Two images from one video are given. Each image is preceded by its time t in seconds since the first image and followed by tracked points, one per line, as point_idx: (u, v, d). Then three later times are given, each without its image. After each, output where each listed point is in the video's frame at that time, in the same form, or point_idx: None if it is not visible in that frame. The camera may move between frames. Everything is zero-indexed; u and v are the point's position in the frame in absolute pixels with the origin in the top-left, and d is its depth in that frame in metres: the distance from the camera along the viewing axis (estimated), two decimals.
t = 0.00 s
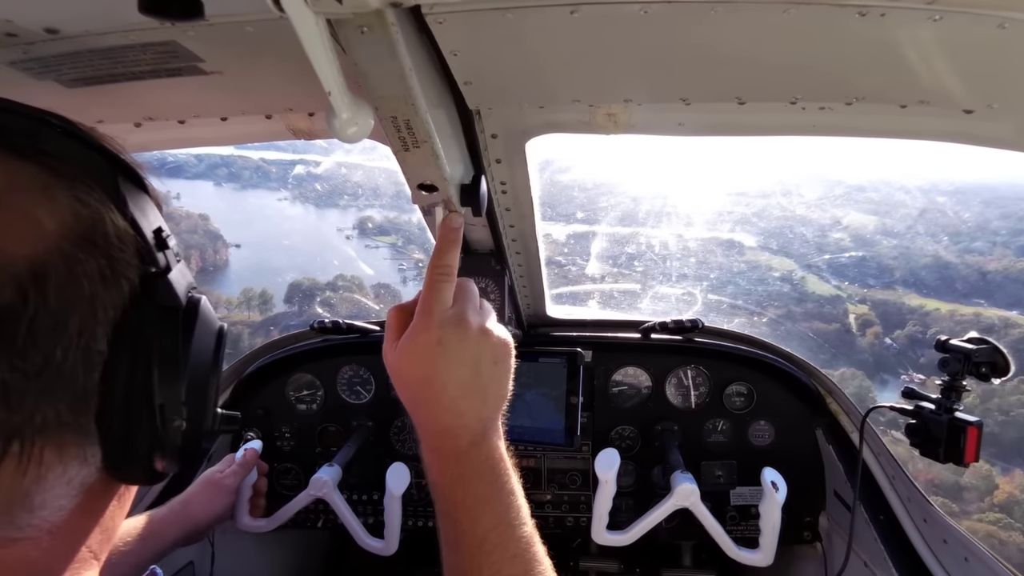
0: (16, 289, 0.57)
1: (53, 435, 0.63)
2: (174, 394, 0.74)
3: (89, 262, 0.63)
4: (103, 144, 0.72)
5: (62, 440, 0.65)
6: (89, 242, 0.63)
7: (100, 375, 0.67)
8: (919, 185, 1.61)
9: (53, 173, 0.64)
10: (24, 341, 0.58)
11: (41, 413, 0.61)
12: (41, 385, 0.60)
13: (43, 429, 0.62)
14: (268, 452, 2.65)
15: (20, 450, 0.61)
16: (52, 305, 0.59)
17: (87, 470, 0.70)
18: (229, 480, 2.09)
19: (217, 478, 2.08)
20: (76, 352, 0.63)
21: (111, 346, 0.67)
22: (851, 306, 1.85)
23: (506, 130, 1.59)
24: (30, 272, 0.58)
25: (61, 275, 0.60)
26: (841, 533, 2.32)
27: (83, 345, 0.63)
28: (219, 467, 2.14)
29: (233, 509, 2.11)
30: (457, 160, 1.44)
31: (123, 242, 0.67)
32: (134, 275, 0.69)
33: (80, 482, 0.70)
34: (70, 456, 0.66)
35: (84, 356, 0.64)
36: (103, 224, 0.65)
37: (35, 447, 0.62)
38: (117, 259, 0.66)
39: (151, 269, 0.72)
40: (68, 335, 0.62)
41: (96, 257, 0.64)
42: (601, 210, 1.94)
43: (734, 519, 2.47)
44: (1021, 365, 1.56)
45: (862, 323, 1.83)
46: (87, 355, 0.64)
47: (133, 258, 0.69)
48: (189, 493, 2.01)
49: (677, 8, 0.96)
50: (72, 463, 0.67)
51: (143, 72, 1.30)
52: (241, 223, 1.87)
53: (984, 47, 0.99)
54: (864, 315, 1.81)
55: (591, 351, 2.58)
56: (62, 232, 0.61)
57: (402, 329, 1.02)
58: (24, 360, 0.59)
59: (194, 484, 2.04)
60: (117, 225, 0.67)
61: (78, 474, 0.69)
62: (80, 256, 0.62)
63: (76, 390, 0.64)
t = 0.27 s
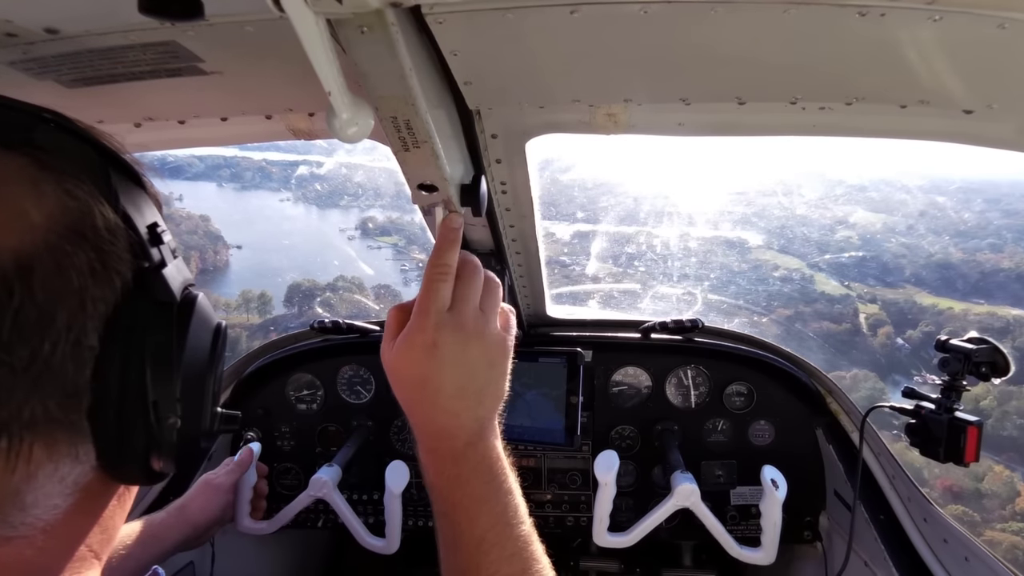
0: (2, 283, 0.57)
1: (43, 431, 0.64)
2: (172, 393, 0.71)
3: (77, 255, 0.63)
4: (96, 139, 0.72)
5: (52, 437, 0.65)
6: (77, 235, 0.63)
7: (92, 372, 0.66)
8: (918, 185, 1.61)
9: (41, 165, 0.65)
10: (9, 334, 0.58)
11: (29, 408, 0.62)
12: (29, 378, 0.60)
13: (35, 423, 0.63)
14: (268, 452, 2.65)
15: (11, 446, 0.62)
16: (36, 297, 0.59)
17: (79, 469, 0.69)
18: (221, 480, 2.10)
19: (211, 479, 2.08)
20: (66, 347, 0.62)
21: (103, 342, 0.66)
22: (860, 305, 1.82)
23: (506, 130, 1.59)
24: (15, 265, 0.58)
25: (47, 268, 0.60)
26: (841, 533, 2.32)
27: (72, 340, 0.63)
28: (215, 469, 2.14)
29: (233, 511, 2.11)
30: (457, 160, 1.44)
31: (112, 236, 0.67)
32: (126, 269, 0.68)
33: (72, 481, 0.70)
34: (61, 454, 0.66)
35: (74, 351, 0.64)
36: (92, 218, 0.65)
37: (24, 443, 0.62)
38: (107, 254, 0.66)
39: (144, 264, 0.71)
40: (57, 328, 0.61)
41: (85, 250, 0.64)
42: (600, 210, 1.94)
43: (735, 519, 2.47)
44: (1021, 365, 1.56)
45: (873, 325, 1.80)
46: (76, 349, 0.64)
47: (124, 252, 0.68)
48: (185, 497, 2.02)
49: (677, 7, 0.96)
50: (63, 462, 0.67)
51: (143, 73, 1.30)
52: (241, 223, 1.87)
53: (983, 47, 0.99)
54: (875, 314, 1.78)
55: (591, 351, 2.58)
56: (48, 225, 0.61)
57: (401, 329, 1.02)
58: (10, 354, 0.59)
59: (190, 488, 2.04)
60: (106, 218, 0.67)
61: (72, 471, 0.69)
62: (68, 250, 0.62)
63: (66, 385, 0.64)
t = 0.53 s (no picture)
0: None
1: None
2: (133, 395, 0.66)
3: (29, 245, 0.59)
4: (70, 126, 0.67)
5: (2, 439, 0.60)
6: (31, 224, 0.59)
7: (46, 370, 0.61)
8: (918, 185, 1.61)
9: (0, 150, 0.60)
10: None
11: None
12: None
13: None
14: (268, 452, 2.65)
15: None
16: None
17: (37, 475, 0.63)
18: (225, 481, 2.10)
19: (213, 481, 2.09)
20: (15, 340, 0.59)
21: (60, 338, 0.62)
22: (874, 307, 1.82)
23: (506, 130, 1.59)
24: None
25: None
26: (841, 533, 2.32)
27: (22, 333, 0.59)
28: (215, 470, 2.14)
29: (235, 512, 2.11)
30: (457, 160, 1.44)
31: (71, 226, 0.62)
32: (89, 262, 0.64)
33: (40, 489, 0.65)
34: (11, 457, 0.61)
35: (25, 346, 0.60)
36: (47, 206, 0.61)
37: None
38: (62, 245, 0.61)
39: (113, 258, 0.66)
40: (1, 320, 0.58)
41: (40, 241, 0.60)
42: (601, 210, 1.94)
43: (734, 519, 2.47)
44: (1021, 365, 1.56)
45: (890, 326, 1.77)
46: (26, 345, 0.60)
47: (87, 244, 0.64)
48: (184, 498, 2.02)
49: (677, 8, 0.96)
50: (13, 465, 0.62)
51: (143, 73, 1.30)
52: (243, 222, 1.86)
53: (983, 47, 0.99)
54: (888, 316, 1.77)
55: (591, 351, 2.58)
56: None
57: (397, 327, 1.02)
58: None
59: (192, 489, 2.04)
60: (68, 208, 0.62)
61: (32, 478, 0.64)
62: (15, 239, 0.58)
63: (13, 379, 0.59)
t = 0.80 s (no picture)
0: None
1: None
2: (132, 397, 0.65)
3: (28, 244, 0.58)
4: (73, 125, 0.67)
5: None
6: (31, 223, 0.59)
7: (44, 371, 0.60)
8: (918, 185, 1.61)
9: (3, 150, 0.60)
10: None
11: None
12: None
13: None
14: (268, 452, 2.65)
15: None
16: None
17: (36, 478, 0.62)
18: (225, 483, 2.11)
19: (214, 482, 2.09)
20: (12, 339, 0.58)
21: (59, 338, 0.60)
22: (885, 311, 1.78)
23: (506, 130, 1.59)
24: None
25: None
26: (842, 533, 2.32)
27: (20, 331, 0.58)
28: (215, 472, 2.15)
29: (235, 513, 2.11)
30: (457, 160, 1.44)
31: (71, 225, 0.62)
32: (90, 262, 0.63)
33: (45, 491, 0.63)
34: (8, 459, 0.59)
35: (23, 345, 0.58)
36: (47, 204, 0.60)
37: None
38: (62, 243, 0.61)
39: (114, 258, 0.66)
40: None
41: (40, 239, 0.59)
42: (601, 210, 1.94)
43: (734, 519, 2.47)
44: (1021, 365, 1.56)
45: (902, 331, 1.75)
46: (23, 345, 0.58)
47: (87, 244, 0.63)
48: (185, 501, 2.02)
49: (676, 7, 0.96)
50: (12, 467, 0.60)
51: (143, 72, 1.30)
52: (248, 222, 1.88)
53: (983, 47, 0.99)
54: (900, 321, 1.75)
55: (591, 351, 2.58)
56: None
57: (404, 329, 1.02)
58: None
59: (192, 490, 2.05)
60: (69, 206, 0.62)
61: (25, 482, 0.61)
62: (14, 237, 0.58)
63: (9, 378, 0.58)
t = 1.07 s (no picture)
0: None
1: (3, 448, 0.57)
2: (146, 406, 0.67)
3: (46, 261, 0.58)
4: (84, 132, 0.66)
5: (16, 453, 0.58)
6: (46, 238, 0.58)
7: (61, 384, 0.61)
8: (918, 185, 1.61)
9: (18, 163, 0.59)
10: None
11: None
12: None
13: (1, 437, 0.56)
14: (268, 452, 2.65)
15: None
16: None
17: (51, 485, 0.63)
18: (222, 482, 2.10)
19: (211, 481, 2.09)
20: (30, 356, 0.58)
21: (75, 352, 0.61)
22: (898, 316, 1.76)
23: (506, 130, 1.59)
24: None
25: (7, 273, 0.56)
26: (841, 533, 2.32)
27: (37, 347, 0.59)
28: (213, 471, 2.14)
29: (235, 512, 2.11)
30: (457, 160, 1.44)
31: (87, 240, 0.62)
32: (104, 275, 0.63)
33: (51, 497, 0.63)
34: (26, 469, 0.59)
35: (41, 360, 0.59)
36: (63, 219, 0.60)
37: None
38: (78, 258, 0.61)
39: (128, 270, 0.66)
40: (18, 337, 0.57)
41: (55, 255, 0.59)
42: (601, 210, 1.94)
43: (734, 519, 2.47)
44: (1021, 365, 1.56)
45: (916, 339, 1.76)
46: (43, 360, 0.59)
47: (103, 257, 0.63)
48: (184, 501, 2.02)
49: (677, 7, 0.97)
50: (29, 477, 0.60)
51: (143, 72, 1.30)
52: (251, 220, 1.87)
53: (983, 47, 0.99)
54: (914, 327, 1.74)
55: (591, 351, 2.58)
56: (15, 225, 0.57)
57: (402, 328, 1.02)
58: None
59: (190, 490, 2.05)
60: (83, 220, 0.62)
61: (41, 490, 0.62)
62: (33, 255, 0.57)
63: (30, 394, 0.58)
